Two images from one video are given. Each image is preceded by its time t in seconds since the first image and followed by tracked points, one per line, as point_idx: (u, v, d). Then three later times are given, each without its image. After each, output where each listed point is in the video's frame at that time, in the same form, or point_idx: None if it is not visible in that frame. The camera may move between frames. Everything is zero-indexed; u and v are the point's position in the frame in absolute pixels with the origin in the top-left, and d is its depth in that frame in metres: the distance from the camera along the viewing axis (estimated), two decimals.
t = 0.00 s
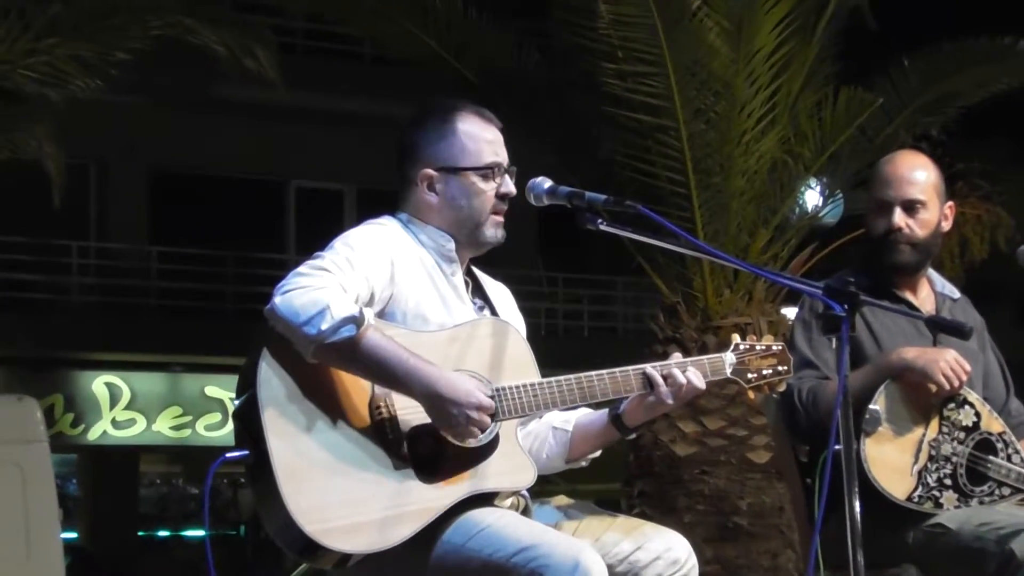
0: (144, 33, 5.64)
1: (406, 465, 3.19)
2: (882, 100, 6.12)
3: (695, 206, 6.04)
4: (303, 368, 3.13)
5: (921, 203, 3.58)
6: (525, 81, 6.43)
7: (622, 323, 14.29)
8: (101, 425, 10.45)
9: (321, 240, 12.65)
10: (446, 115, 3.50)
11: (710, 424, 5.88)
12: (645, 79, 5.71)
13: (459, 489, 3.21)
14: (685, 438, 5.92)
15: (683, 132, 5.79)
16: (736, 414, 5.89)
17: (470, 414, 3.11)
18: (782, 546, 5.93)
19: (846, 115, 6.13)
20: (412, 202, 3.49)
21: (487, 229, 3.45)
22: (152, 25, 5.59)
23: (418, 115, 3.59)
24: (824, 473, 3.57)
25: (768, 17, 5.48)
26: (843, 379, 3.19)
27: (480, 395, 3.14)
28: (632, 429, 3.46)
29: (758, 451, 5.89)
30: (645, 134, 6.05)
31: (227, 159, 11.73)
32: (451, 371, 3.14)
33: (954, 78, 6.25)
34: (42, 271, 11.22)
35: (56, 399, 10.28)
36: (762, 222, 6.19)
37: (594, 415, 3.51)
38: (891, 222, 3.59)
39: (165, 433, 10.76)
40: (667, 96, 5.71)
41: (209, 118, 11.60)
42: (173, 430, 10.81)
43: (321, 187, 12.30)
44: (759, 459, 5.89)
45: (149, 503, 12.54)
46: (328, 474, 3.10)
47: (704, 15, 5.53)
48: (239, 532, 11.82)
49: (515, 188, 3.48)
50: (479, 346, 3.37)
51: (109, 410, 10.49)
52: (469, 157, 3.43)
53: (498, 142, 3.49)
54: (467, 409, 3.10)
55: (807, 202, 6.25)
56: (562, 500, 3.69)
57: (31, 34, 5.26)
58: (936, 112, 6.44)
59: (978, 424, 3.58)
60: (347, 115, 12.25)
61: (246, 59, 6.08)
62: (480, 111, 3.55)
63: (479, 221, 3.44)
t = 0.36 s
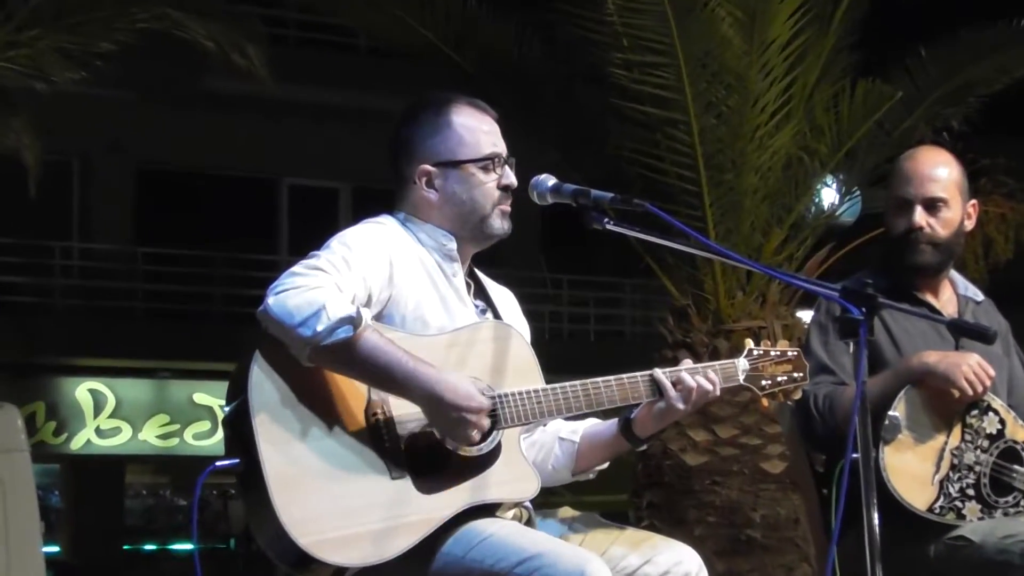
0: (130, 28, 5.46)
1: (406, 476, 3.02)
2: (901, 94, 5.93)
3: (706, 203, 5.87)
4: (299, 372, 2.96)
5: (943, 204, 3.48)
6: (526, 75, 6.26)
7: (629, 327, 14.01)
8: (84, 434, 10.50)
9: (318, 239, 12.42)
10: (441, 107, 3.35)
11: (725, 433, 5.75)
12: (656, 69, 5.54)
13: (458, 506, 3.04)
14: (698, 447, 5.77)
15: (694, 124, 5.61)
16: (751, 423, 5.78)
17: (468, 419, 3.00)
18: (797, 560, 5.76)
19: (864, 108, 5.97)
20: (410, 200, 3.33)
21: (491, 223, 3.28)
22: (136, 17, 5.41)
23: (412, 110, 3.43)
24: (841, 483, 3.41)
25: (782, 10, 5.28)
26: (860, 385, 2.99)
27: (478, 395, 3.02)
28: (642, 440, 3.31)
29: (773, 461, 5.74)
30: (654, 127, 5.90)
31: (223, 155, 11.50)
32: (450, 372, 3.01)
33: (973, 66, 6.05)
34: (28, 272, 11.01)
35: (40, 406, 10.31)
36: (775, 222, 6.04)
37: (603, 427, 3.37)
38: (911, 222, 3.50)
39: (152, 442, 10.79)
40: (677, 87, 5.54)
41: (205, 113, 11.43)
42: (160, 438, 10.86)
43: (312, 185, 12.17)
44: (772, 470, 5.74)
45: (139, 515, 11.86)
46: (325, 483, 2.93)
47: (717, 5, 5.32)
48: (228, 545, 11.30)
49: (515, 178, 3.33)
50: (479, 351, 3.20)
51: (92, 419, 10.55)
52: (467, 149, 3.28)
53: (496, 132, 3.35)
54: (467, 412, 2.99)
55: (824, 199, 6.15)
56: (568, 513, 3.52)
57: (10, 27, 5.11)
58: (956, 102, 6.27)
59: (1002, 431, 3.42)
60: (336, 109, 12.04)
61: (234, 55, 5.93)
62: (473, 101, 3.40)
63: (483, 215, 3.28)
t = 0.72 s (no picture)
0: (118, 26, 5.40)
1: (401, 483, 2.94)
2: (907, 89, 5.90)
3: (709, 201, 5.79)
4: (292, 377, 2.89)
5: (952, 203, 3.42)
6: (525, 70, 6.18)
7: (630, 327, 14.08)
8: (72, 436, 10.60)
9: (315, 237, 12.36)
10: (442, 103, 3.28)
11: (727, 436, 5.67)
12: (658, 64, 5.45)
13: (452, 515, 2.96)
14: (699, 451, 5.69)
15: (697, 120, 5.53)
16: (752, 426, 5.69)
17: (462, 437, 2.87)
18: (801, 565, 5.73)
19: (872, 102, 5.95)
20: (409, 198, 3.26)
21: (492, 223, 3.21)
22: (124, 15, 5.35)
23: (408, 106, 3.35)
24: (847, 488, 3.34)
25: (787, 3, 5.21)
26: (865, 388, 2.93)
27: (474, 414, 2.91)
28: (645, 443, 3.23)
29: (776, 465, 5.67)
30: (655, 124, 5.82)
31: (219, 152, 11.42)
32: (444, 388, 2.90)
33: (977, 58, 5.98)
34: (17, 272, 10.94)
35: (27, 408, 10.38)
36: (779, 219, 5.98)
37: (604, 428, 3.29)
38: (920, 220, 3.43)
39: (142, 445, 10.88)
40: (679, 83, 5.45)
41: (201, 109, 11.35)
42: (150, 441, 10.94)
43: (308, 181, 12.10)
44: (775, 473, 5.66)
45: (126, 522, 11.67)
46: (320, 490, 2.85)
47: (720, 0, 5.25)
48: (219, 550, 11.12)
49: (516, 176, 3.25)
50: (477, 354, 3.13)
51: (81, 421, 10.63)
52: (468, 146, 3.21)
53: (497, 128, 3.28)
54: (461, 428, 2.87)
55: (829, 196, 6.09)
56: (568, 517, 3.45)
57: None
58: (966, 95, 6.20)
59: (1011, 436, 3.35)
60: (333, 104, 11.94)
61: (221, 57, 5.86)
62: (475, 97, 3.33)
63: (484, 214, 3.21)
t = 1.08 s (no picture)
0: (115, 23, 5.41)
1: (401, 483, 2.93)
2: (910, 86, 5.92)
3: (710, 201, 5.79)
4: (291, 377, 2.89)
5: (950, 199, 3.43)
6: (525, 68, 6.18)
7: (631, 327, 14.10)
8: (72, 434, 10.73)
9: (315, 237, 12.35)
10: (447, 103, 3.27)
11: (726, 433, 5.66)
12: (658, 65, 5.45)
13: (448, 518, 2.95)
14: (699, 448, 5.67)
15: (697, 121, 5.53)
16: (752, 424, 5.67)
17: (449, 453, 2.85)
18: (801, 564, 5.74)
19: (872, 102, 5.94)
20: (413, 196, 3.26)
21: (497, 224, 3.22)
22: (122, 12, 5.36)
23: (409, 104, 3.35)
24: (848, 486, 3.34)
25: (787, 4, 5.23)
26: (865, 387, 2.93)
27: (462, 429, 2.87)
28: (646, 443, 3.23)
29: (776, 463, 5.66)
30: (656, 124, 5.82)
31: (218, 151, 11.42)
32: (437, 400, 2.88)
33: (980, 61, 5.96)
34: (16, 271, 10.94)
35: (26, 407, 10.50)
36: (780, 220, 5.98)
37: (605, 430, 3.29)
38: (920, 219, 3.43)
39: (141, 443, 11.03)
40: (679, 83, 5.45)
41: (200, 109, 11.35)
42: (150, 440, 11.12)
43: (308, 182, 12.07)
44: (775, 472, 5.65)
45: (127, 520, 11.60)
46: (318, 491, 2.85)
47: None
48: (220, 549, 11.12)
49: (522, 177, 3.26)
50: (478, 354, 3.12)
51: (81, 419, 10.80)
52: (475, 147, 3.21)
53: (502, 129, 3.28)
54: (448, 445, 2.84)
55: (830, 195, 6.10)
56: (571, 517, 3.44)
57: None
58: (968, 98, 6.17)
59: (1011, 434, 3.35)
60: (333, 104, 11.93)
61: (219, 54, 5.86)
62: (482, 96, 3.33)
63: (490, 215, 3.21)
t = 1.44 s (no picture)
0: (114, 22, 5.41)
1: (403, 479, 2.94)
2: (909, 86, 5.92)
3: (710, 199, 5.78)
4: (294, 373, 2.88)
5: (952, 200, 3.42)
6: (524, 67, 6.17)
7: (630, 326, 14.10)
8: (72, 435, 10.68)
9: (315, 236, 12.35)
10: (440, 103, 3.27)
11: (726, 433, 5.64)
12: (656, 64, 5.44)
13: (451, 515, 2.95)
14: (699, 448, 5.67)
15: (696, 118, 5.52)
16: (752, 425, 5.66)
17: (466, 426, 2.89)
18: (801, 564, 5.74)
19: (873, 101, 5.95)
20: (408, 194, 3.25)
21: (492, 220, 3.21)
22: (121, 11, 5.37)
23: (406, 102, 3.34)
24: (847, 485, 3.34)
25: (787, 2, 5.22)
26: (866, 385, 2.91)
27: (477, 402, 2.92)
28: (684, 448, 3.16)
29: (776, 463, 5.65)
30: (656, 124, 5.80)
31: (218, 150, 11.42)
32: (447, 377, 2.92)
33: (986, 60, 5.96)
34: (16, 270, 10.94)
35: (25, 408, 10.46)
36: (780, 218, 5.99)
37: (642, 432, 3.25)
38: (920, 219, 3.43)
39: (141, 443, 10.95)
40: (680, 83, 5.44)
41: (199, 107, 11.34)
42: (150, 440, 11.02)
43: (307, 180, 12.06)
44: (775, 472, 5.65)
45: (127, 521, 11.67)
46: (321, 488, 2.85)
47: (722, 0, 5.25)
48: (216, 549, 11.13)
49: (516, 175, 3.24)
50: (480, 351, 3.12)
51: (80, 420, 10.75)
52: (469, 146, 3.20)
53: (497, 128, 3.27)
54: (464, 419, 2.88)
55: (829, 195, 6.10)
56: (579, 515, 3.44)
57: None
58: (969, 98, 6.16)
59: (1011, 434, 3.35)
60: (332, 102, 11.93)
61: (217, 53, 5.86)
62: (476, 95, 3.32)
63: (485, 212, 3.20)
